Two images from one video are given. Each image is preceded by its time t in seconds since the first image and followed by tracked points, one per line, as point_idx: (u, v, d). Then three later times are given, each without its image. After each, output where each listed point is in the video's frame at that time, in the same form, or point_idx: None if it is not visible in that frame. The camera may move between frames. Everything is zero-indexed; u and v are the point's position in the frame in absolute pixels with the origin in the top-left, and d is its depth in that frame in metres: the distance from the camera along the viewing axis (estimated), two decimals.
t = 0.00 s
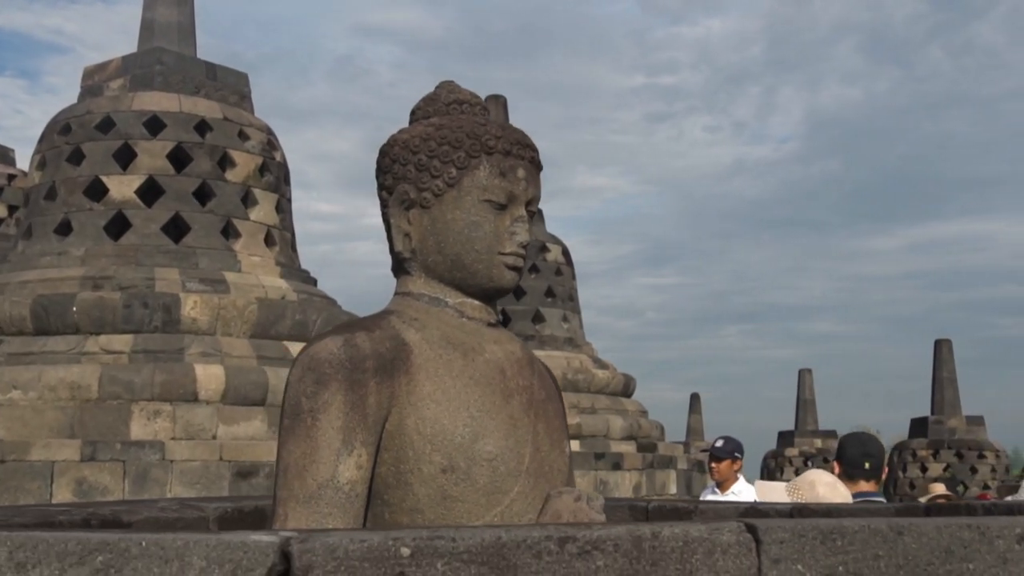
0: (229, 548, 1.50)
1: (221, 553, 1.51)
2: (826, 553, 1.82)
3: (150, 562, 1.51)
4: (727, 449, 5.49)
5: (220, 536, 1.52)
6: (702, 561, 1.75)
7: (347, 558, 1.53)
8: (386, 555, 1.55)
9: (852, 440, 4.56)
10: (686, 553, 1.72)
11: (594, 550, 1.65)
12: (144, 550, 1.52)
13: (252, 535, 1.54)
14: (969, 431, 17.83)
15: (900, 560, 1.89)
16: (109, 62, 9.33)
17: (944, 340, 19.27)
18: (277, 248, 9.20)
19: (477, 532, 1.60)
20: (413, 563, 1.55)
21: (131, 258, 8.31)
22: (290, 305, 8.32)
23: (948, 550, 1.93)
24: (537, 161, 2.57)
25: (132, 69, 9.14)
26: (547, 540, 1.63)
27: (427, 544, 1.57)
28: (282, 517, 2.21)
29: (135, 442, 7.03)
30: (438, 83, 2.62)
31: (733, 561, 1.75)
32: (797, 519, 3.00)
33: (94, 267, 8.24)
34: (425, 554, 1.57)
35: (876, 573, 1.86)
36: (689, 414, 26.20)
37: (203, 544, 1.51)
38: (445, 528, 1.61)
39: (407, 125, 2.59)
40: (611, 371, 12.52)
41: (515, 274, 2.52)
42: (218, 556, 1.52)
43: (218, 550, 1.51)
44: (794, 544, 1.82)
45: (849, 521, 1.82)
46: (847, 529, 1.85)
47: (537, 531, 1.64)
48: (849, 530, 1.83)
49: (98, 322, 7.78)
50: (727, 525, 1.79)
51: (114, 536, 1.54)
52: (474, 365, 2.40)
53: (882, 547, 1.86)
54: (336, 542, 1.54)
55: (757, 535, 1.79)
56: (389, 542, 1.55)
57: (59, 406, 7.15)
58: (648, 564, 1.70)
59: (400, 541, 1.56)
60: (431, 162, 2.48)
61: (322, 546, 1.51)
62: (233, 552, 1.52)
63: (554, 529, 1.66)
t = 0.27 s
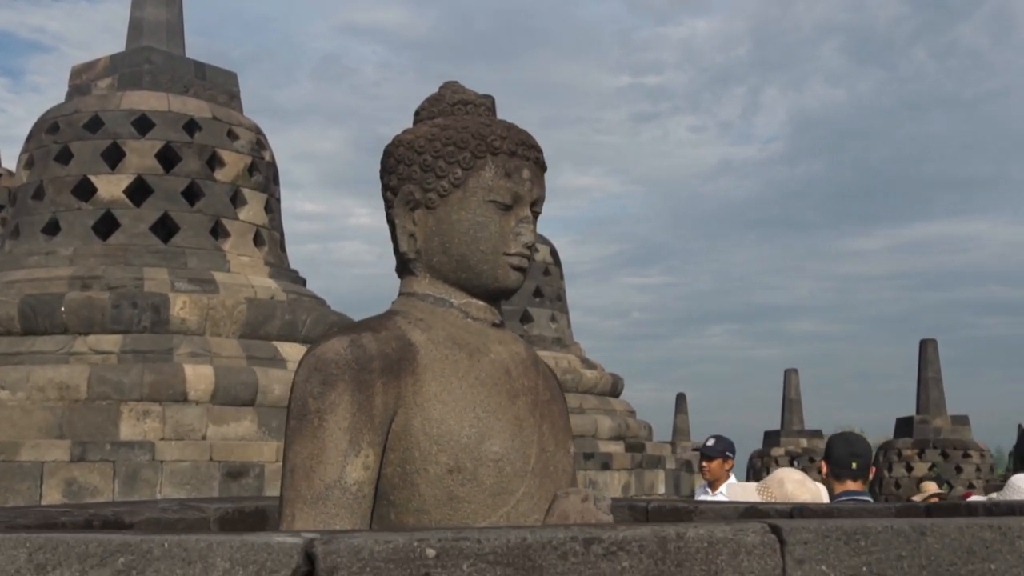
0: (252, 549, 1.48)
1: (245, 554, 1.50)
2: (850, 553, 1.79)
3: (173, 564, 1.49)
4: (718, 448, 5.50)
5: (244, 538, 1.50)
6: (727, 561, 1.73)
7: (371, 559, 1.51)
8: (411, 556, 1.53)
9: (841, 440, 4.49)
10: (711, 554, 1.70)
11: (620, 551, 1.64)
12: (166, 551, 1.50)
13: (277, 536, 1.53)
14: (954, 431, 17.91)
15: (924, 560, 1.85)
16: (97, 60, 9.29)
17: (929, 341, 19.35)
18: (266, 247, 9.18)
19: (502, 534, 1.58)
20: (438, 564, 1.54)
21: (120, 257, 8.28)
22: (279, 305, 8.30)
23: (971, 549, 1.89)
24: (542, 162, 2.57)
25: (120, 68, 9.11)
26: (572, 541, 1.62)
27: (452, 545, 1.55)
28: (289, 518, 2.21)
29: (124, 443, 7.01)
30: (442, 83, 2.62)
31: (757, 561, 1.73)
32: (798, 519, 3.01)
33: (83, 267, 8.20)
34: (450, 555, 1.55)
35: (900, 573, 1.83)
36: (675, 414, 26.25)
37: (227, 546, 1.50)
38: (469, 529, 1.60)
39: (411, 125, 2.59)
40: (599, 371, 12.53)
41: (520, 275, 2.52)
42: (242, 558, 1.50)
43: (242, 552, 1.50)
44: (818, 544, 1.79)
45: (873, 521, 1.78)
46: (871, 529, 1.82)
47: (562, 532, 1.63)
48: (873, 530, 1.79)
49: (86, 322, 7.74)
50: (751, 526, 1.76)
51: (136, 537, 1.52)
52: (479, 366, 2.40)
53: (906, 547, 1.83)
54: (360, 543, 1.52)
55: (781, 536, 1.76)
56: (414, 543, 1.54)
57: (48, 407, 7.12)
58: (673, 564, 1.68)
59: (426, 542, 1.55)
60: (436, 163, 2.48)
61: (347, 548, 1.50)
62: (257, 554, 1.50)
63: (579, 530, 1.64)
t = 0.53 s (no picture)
0: (273, 548, 1.48)
1: (265, 553, 1.50)
2: (867, 552, 1.80)
3: (192, 563, 1.49)
4: (708, 449, 5.51)
5: (263, 537, 1.50)
6: (746, 560, 1.74)
7: (391, 557, 1.52)
8: (431, 555, 1.54)
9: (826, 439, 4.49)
10: (730, 552, 1.71)
11: (639, 550, 1.64)
12: (185, 551, 1.50)
13: (295, 535, 1.53)
14: (941, 431, 17.98)
15: (938, 559, 1.86)
16: (86, 59, 9.27)
17: (916, 341, 19.43)
18: (256, 247, 9.17)
19: (520, 533, 1.59)
20: (458, 564, 1.55)
21: (110, 257, 8.26)
22: (270, 305, 8.30)
23: (984, 548, 1.91)
24: (546, 162, 2.57)
25: (111, 66, 9.09)
26: (591, 540, 1.63)
27: (472, 544, 1.57)
28: (295, 517, 2.21)
29: (115, 442, 6.99)
30: (446, 84, 2.62)
31: (775, 561, 1.74)
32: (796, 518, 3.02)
33: (72, 266, 8.17)
34: (470, 554, 1.57)
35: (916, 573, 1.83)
36: (663, 415, 26.27)
37: (246, 545, 1.50)
38: (486, 527, 1.60)
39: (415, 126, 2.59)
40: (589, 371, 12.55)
41: (523, 275, 2.52)
42: (260, 557, 1.50)
43: (261, 550, 1.50)
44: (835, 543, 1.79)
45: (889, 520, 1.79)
46: (887, 529, 1.82)
47: (580, 531, 1.64)
48: (889, 530, 1.80)
49: (76, 321, 7.71)
50: (768, 525, 1.77)
51: (154, 537, 1.52)
52: (483, 365, 2.41)
53: (921, 547, 1.84)
54: (380, 542, 1.53)
55: (798, 535, 1.77)
56: (433, 542, 1.55)
57: (38, 406, 7.10)
58: (692, 563, 1.69)
59: (445, 541, 1.56)
60: (440, 163, 2.49)
61: (367, 546, 1.51)
62: (277, 553, 1.50)
63: (597, 529, 1.65)
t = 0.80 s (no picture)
0: (292, 548, 1.48)
1: (284, 552, 1.50)
2: (884, 551, 1.80)
3: (212, 563, 1.49)
4: (699, 449, 5.51)
5: (283, 536, 1.50)
6: (764, 560, 1.74)
7: (411, 557, 1.52)
8: (450, 554, 1.55)
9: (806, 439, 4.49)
10: (749, 552, 1.71)
11: (659, 550, 1.65)
12: (204, 550, 1.51)
13: (314, 535, 1.54)
14: (927, 431, 18.05)
15: (957, 559, 1.86)
16: (75, 57, 9.24)
17: (902, 342, 19.49)
18: (246, 246, 9.16)
19: (540, 532, 1.60)
20: (478, 563, 1.55)
21: (99, 255, 8.23)
22: (260, 304, 8.28)
23: (1002, 548, 1.90)
24: (549, 162, 2.57)
25: (100, 64, 9.06)
26: (611, 539, 1.63)
27: (492, 544, 1.57)
28: (300, 517, 2.21)
29: (105, 442, 6.97)
30: (449, 84, 2.62)
31: (794, 561, 1.74)
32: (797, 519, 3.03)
33: (61, 264, 8.14)
34: (490, 553, 1.57)
35: (933, 573, 1.83)
36: (650, 415, 26.31)
37: (266, 544, 1.50)
38: (506, 527, 1.61)
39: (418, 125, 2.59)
40: (577, 371, 12.56)
41: (527, 275, 2.53)
42: (280, 556, 1.50)
43: (281, 550, 1.50)
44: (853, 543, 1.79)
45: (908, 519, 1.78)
46: (905, 529, 1.82)
47: (600, 531, 1.64)
48: (908, 529, 1.80)
49: (65, 320, 7.68)
50: (787, 525, 1.77)
51: (174, 536, 1.52)
52: (487, 365, 2.41)
53: (939, 546, 1.83)
54: (400, 542, 1.54)
55: (817, 535, 1.77)
56: (453, 542, 1.56)
57: (27, 405, 7.07)
58: (712, 563, 1.70)
59: (465, 541, 1.57)
60: (444, 163, 2.49)
61: (386, 546, 1.51)
62: (297, 552, 1.50)
63: (617, 529, 1.66)
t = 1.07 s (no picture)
0: (312, 551, 1.46)
1: (302, 555, 1.47)
2: (900, 553, 1.81)
3: (229, 564, 1.46)
4: (683, 449, 5.49)
5: (301, 538, 1.48)
6: (782, 562, 1.74)
7: (430, 559, 1.51)
8: (470, 556, 1.53)
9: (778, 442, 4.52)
10: (767, 554, 1.71)
11: (677, 551, 1.64)
12: (220, 552, 1.47)
13: (331, 536, 1.51)
14: (907, 432, 18.14)
15: (970, 560, 1.87)
16: (58, 55, 9.19)
17: (883, 343, 19.58)
18: (229, 245, 9.13)
19: (561, 534, 1.58)
20: (497, 565, 1.54)
21: (82, 254, 8.18)
22: (244, 304, 8.26)
23: (1013, 549, 1.92)
24: (549, 164, 2.58)
25: (84, 62, 9.02)
26: (630, 541, 1.63)
27: (511, 545, 1.55)
28: (302, 518, 2.20)
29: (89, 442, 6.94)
30: (448, 86, 2.63)
31: (812, 562, 1.74)
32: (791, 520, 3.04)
33: (44, 263, 8.09)
34: (509, 555, 1.55)
35: (948, 573, 1.84)
36: (631, 415, 26.35)
37: (283, 546, 1.47)
38: (524, 529, 1.59)
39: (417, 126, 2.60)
40: (560, 372, 12.58)
41: (526, 276, 2.53)
42: (298, 558, 1.48)
43: (299, 552, 1.47)
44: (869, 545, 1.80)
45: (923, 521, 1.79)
46: (919, 530, 1.83)
47: (619, 533, 1.63)
48: (923, 531, 1.81)
49: (48, 319, 7.63)
50: (804, 527, 1.77)
51: (188, 540, 1.49)
52: (488, 366, 2.41)
53: (954, 548, 1.84)
54: (419, 543, 1.51)
55: (834, 537, 1.77)
56: (473, 543, 1.54)
57: (9, 405, 7.03)
58: (730, 564, 1.69)
59: (484, 543, 1.55)
60: (444, 164, 2.49)
61: (406, 547, 1.49)
62: (315, 554, 1.48)
63: (635, 531, 1.65)
